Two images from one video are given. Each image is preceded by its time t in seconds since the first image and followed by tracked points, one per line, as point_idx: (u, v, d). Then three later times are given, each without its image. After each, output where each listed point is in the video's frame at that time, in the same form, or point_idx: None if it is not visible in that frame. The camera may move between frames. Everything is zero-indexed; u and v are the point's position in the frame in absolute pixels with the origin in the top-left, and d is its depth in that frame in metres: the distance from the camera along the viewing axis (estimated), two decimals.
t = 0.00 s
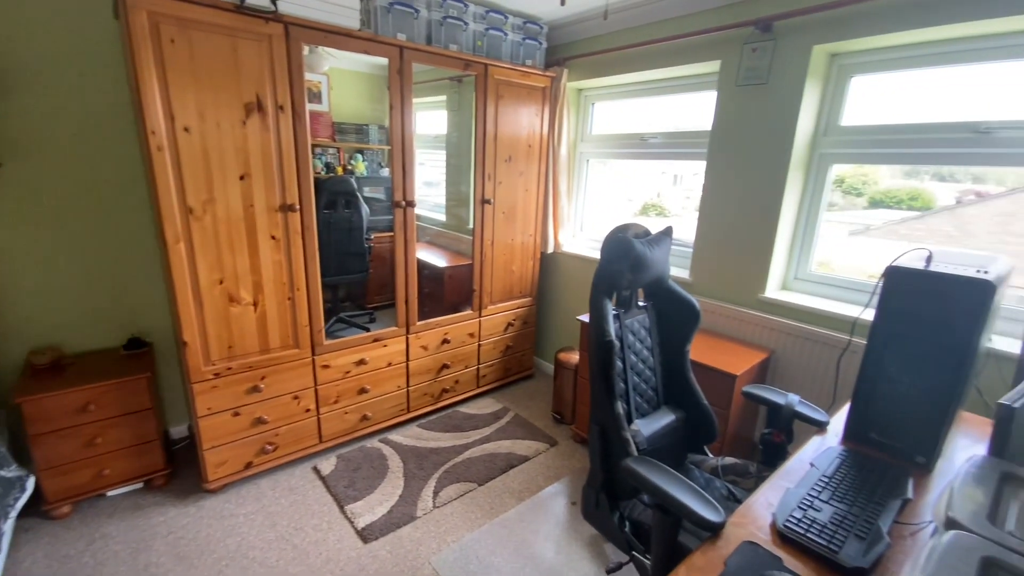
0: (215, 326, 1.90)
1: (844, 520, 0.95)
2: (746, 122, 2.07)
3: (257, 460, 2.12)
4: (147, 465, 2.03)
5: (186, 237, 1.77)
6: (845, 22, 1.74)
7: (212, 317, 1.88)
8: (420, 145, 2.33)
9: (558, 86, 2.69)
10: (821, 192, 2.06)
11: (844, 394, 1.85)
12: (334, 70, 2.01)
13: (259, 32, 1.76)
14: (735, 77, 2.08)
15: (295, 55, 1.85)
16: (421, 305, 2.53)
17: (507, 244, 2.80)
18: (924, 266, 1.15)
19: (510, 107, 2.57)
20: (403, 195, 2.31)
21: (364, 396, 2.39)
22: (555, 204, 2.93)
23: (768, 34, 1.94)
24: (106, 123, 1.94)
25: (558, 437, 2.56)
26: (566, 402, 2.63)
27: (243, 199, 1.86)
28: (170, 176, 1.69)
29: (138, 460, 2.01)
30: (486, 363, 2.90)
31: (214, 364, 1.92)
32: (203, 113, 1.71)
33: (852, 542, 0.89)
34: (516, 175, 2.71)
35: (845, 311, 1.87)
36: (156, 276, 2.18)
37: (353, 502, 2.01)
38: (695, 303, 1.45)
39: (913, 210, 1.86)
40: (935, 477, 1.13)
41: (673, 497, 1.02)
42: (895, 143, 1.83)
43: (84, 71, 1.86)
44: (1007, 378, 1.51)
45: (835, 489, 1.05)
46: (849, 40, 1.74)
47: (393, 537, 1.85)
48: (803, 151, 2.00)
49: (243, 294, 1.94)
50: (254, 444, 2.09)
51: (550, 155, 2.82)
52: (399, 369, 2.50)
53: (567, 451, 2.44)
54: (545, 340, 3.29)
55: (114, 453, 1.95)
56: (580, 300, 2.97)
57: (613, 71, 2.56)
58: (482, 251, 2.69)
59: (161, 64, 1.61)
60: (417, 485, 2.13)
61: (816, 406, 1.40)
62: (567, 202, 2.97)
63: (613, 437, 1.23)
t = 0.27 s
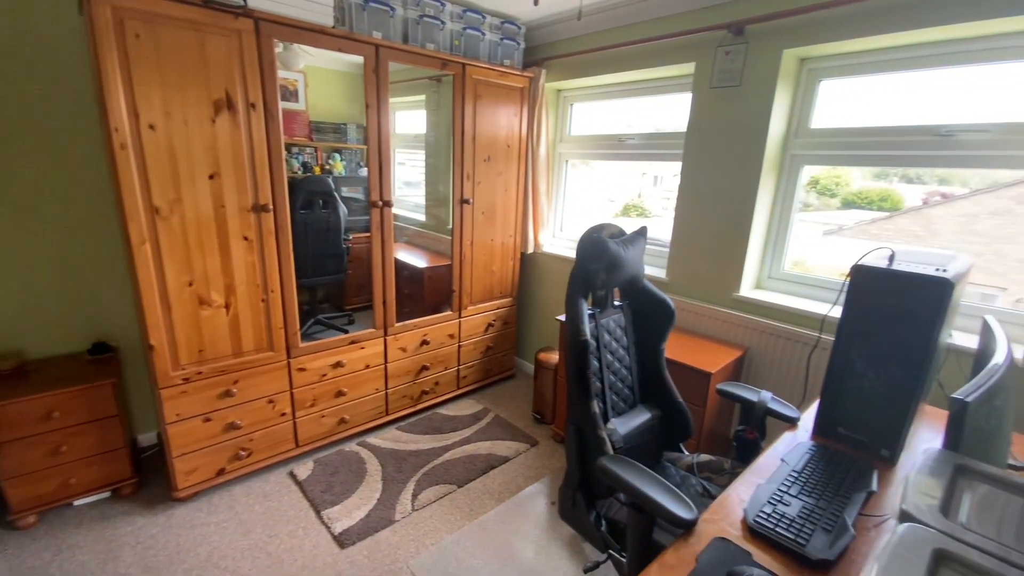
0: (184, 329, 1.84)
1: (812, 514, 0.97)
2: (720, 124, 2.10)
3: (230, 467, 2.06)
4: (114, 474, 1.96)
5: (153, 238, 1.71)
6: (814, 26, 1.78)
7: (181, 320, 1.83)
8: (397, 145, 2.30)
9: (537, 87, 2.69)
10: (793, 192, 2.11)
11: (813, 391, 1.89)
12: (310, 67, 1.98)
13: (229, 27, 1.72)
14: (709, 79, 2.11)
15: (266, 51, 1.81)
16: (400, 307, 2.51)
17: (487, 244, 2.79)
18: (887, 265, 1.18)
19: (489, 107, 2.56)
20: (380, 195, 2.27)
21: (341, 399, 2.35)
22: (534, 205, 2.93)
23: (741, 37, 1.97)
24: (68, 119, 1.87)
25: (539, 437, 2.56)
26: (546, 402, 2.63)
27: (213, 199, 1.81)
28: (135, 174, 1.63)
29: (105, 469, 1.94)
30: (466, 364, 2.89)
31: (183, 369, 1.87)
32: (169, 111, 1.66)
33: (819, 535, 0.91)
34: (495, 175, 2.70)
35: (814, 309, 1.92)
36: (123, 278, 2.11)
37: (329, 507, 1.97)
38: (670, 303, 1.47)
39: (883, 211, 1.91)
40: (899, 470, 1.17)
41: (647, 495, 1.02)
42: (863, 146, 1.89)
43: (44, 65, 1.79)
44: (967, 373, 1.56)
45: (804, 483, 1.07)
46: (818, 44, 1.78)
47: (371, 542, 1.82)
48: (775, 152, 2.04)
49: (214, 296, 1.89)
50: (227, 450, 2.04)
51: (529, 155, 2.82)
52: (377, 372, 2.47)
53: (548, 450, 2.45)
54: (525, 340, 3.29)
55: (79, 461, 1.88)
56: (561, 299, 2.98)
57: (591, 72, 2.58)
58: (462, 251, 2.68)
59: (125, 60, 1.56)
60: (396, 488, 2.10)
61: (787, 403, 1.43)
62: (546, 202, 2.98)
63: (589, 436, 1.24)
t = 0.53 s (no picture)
0: (162, 333, 1.81)
1: (788, 511, 0.98)
2: (702, 126, 2.12)
3: (210, 472, 2.03)
4: (90, 481, 1.91)
5: (128, 240, 1.68)
6: (792, 30, 1.81)
7: (158, 324, 1.79)
8: (381, 145, 2.28)
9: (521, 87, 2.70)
10: (774, 193, 2.14)
11: (792, 389, 1.92)
12: (292, 67, 1.96)
13: (206, 25, 1.69)
14: (691, 81, 2.13)
15: (245, 50, 1.78)
16: (384, 308, 2.49)
17: (472, 245, 2.79)
18: (862, 265, 1.20)
19: (473, 108, 2.56)
20: (363, 196, 2.24)
21: (325, 403, 2.32)
22: (519, 205, 2.94)
23: (721, 40, 1.99)
24: (39, 117, 1.82)
25: (524, 438, 2.56)
26: (532, 403, 2.63)
27: (191, 200, 1.78)
28: (108, 175, 1.60)
29: (80, 476, 1.89)
30: (452, 366, 2.88)
31: (161, 373, 1.83)
32: (144, 110, 1.63)
33: (795, 532, 0.92)
34: (480, 176, 2.70)
35: (793, 308, 1.95)
36: (98, 281, 2.06)
37: (313, 511, 1.95)
38: (651, 303, 1.48)
39: (862, 211, 1.94)
40: (874, 466, 1.19)
41: (628, 495, 1.03)
42: (840, 148, 1.92)
43: (14, 62, 1.74)
44: (939, 370, 1.60)
45: (781, 480, 1.09)
46: (796, 47, 1.81)
47: (355, 546, 1.80)
48: (755, 154, 2.07)
49: (193, 299, 1.86)
50: (207, 455, 2.00)
51: (514, 156, 2.83)
52: (362, 374, 2.44)
53: (533, 451, 2.45)
54: (512, 341, 3.29)
55: (53, 469, 1.83)
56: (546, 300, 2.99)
57: (575, 74, 2.59)
58: (447, 252, 2.67)
59: (99, 57, 1.52)
60: (380, 491, 2.09)
61: (766, 401, 1.45)
62: (532, 203, 2.99)
63: (571, 436, 1.24)
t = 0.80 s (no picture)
0: (152, 336, 1.79)
1: (780, 509, 0.99)
2: (694, 127, 2.13)
3: (202, 476, 2.01)
4: (79, 486, 1.88)
5: (117, 242, 1.66)
6: (782, 33, 1.83)
7: (149, 327, 1.78)
8: (374, 146, 2.28)
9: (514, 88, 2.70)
10: (765, 194, 2.16)
11: (783, 387, 1.94)
12: (284, 67, 1.95)
13: (196, 25, 1.68)
14: (683, 83, 2.14)
15: (236, 51, 1.77)
16: (378, 310, 2.48)
17: (466, 246, 2.79)
18: (851, 265, 1.21)
19: (466, 109, 2.56)
20: (356, 197, 2.24)
21: (318, 405, 2.31)
22: (513, 206, 2.94)
23: (712, 42, 2.01)
24: (27, 118, 1.79)
25: (519, 439, 2.56)
26: (526, 403, 2.64)
27: (181, 201, 1.76)
28: (97, 176, 1.58)
29: (69, 482, 1.86)
30: (446, 367, 2.87)
31: (151, 376, 1.81)
32: (134, 110, 1.61)
33: (787, 530, 0.93)
34: (473, 177, 2.70)
35: (784, 307, 1.97)
36: (87, 283, 2.03)
37: (306, 514, 1.94)
38: (644, 303, 1.49)
39: (851, 211, 1.96)
40: (863, 463, 1.21)
41: (622, 495, 1.03)
42: (830, 149, 1.95)
43: None
44: (927, 368, 1.63)
45: (773, 479, 1.10)
46: (786, 50, 1.83)
47: (349, 548, 1.79)
48: (746, 155, 2.09)
49: (183, 301, 1.84)
50: (199, 459, 1.98)
51: (508, 157, 2.83)
52: (355, 376, 2.43)
53: (528, 452, 2.45)
54: (505, 342, 3.29)
55: (41, 474, 1.80)
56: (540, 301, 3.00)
57: (568, 75, 2.60)
58: (440, 253, 2.66)
59: (86, 58, 1.51)
60: (374, 493, 2.08)
61: (758, 400, 1.46)
62: (525, 204, 2.99)
63: (565, 437, 1.25)
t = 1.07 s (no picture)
0: (153, 336, 1.79)
1: (782, 509, 0.99)
2: (695, 127, 2.13)
3: (203, 476, 2.01)
4: (79, 487, 1.88)
5: (118, 242, 1.66)
6: (783, 33, 1.83)
7: (150, 327, 1.78)
8: (374, 147, 2.28)
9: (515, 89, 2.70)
10: (766, 194, 2.16)
11: (785, 387, 1.94)
12: (284, 68, 1.95)
13: (197, 26, 1.68)
14: (683, 83, 2.14)
15: (237, 52, 1.78)
16: (378, 310, 2.48)
17: (467, 246, 2.79)
18: (852, 265, 1.21)
19: (467, 109, 2.56)
20: (357, 197, 2.24)
21: (319, 405, 2.31)
22: (513, 206, 2.94)
23: (713, 42, 2.01)
24: (28, 119, 1.80)
25: (520, 439, 2.56)
26: (527, 404, 2.63)
27: (182, 202, 1.76)
28: (98, 177, 1.58)
29: (70, 482, 1.86)
30: (447, 367, 2.87)
31: (152, 376, 1.81)
32: (135, 111, 1.61)
33: (789, 530, 0.93)
34: (474, 177, 2.70)
35: (785, 307, 1.97)
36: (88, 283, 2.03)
37: (307, 515, 1.94)
38: (645, 303, 1.49)
39: (853, 211, 1.96)
40: (865, 464, 1.20)
41: (623, 496, 1.03)
42: (831, 149, 1.95)
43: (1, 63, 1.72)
44: (929, 368, 1.62)
45: (774, 479, 1.10)
46: (786, 50, 1.83)
47: (350, 549, 1.79)
48: (747, 155, 2.09)
49: (184, 301, 1.84)
50: (200, 459, 1.98)
51: (508, 157, 2.83)
52: (356, 376, 2.43)
53: (529, 452, 2.45)
54: (506, 342, 3.29)
55: (41, 475, 1.80)
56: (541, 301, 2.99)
57: (569, 75, 2.60)
58: (441, 254, 2.66)
59: (87, 58, 1.51)
60: (375, 494, 2.08)
61: (760, 401, 1.46)
62: (526, 204, 2.99)
63: (566, 437, 1.24)
